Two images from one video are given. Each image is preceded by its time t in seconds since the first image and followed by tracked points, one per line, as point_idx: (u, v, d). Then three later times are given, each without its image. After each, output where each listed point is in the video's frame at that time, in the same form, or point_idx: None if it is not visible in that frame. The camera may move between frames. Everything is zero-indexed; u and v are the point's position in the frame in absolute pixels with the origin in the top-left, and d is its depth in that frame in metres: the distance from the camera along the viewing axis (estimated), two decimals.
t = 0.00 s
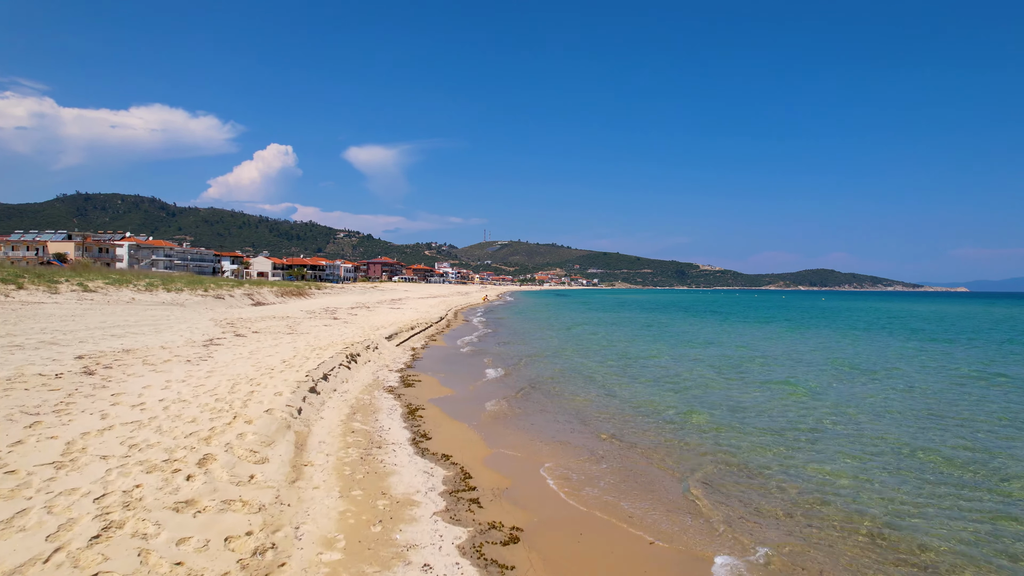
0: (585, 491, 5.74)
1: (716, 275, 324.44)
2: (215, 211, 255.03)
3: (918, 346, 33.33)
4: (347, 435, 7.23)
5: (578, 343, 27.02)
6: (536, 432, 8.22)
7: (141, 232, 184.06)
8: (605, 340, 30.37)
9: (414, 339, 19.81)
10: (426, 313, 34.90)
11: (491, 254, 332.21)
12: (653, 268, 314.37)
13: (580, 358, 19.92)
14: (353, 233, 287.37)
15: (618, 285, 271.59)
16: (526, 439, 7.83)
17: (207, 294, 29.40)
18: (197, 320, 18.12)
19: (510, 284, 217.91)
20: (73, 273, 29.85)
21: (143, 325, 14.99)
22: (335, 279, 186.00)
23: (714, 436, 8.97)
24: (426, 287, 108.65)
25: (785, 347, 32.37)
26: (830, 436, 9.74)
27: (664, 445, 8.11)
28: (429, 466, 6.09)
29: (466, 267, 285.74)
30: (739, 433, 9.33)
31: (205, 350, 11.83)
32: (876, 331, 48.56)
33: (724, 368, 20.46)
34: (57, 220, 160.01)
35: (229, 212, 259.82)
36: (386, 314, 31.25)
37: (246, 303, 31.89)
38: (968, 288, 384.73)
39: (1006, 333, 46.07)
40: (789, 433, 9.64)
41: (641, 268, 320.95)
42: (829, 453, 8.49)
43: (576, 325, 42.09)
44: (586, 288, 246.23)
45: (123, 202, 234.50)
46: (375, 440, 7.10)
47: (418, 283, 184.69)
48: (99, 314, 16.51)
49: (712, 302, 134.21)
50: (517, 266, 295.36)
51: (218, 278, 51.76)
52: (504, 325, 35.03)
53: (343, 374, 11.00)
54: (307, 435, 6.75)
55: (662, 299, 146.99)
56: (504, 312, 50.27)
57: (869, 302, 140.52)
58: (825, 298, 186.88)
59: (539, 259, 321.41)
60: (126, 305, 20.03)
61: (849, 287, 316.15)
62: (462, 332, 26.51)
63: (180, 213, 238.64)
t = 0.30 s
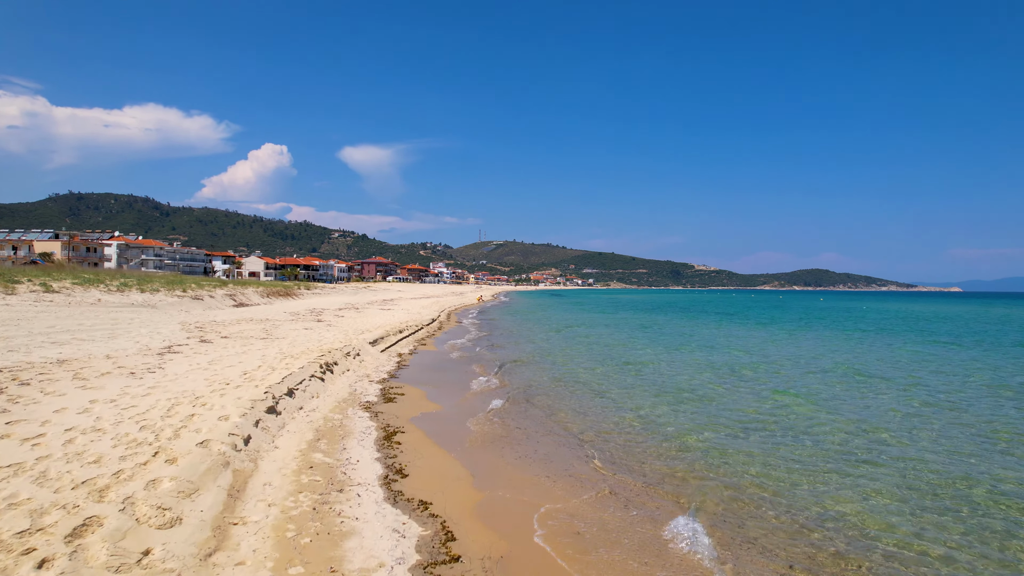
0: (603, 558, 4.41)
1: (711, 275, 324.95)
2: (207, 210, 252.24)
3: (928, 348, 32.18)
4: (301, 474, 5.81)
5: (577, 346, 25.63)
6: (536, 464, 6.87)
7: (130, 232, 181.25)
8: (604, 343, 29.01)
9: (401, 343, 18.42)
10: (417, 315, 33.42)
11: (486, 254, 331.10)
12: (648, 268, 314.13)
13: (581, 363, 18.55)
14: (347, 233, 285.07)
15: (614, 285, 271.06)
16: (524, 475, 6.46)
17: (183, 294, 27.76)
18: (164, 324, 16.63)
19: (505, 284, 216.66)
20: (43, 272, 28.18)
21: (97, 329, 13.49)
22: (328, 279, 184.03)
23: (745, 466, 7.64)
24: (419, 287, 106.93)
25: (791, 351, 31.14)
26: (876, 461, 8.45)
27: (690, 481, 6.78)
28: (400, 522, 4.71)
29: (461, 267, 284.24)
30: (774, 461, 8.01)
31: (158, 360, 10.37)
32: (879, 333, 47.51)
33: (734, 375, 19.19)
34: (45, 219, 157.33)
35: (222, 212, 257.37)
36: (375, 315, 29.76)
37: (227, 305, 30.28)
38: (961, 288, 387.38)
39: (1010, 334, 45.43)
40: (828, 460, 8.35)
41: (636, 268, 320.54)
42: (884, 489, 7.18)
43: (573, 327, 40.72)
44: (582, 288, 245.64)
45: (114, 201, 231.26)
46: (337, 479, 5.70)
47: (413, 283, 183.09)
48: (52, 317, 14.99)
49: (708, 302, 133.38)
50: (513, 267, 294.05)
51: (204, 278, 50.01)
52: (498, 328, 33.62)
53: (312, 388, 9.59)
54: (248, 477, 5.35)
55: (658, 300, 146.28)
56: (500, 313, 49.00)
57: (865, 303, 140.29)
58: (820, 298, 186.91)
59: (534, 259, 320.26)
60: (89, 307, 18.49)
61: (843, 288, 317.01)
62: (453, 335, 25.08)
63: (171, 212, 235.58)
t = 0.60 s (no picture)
0: None
1: (706, 275, 324.84)
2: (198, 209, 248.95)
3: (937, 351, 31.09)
4: (223, 541, 4.27)
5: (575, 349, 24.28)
6: (537, 514, 5.42)
7: (119, 231, 178.20)
8: (603, 345, 27.68)
9: (386, 349, 16.94)
10: (408, 317, 31.92)
11: (481, 254, 329.64)
12: (644, 268, 313.76)
13: (580, 369, 17.17)
14: (341, 233, 282.76)
15: (609, 285, 270.35)
16: (524, 533, 4.97)
17: (158, 295, 26.12)
18: (123, 327, 15.03)
19: (500, 284, 215.38)
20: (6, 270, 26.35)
21: (37, 335, 11.88)
22: (321, 279, 181.86)
23: (797, 516, 6.23)
24: (413, 287, 105.51)
25: (797, 354, 29.89)
26: (945, 500, 7.06)
27: (731, 540, 5.38)
28: None
29: (455, 267, 282.54)
30: (828, 506, 6.62)
31: (90, 373, 8.78)
32: (882, 334, 46.54)
33: (744, 382, 17.90)
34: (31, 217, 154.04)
35: (213, 211, 254.17)
36: (362, 317, 28.23)
37: (205, 307, 28.61)
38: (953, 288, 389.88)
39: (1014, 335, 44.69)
40: (888, 500, 6.96)
41: (632, 268, 320.09)
42: (970, 547, 5.80)
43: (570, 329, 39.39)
44: (577, 288, 244.62)
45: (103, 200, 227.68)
46: (269, 548, 4.19)
47: (408, 283, 181.42)
48: None
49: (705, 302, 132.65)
50: (508, 267, 292.62)
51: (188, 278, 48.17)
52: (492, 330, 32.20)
53: (268, 411, 8.07)
54: (140, 553, 3.81)
55: (654, 300, 145.42)
56: (495, 314, 47.64)
57: (861, 302, 140.01)
58: (815, 298, 186.81)
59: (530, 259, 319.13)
60: (43, 309, 16.85)
61: (837, 287, 317.95)
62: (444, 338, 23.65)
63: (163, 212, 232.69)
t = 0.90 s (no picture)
0: None
1: (701, 275, 324.77)
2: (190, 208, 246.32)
3: (948, 355, 29.94)
4: None
5: (573, 354, 22.81)
6: None
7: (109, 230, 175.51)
8: (602, 348, 26.25)
9: (368, 357, 15.44)
10: (397, 318, 30.40)
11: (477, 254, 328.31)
12: (639, 268, 313.59)
13: (580, 377, 15.72)
14: (335, 232, 280.39)
15: (604, 285, 271.00)
16: None
17: (128, 296, 24.43)
18: (71, 332, 13.37)
19: (495, 285, 213.84)
20: None
21: None
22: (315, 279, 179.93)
23: None
24: (406, 289, 103.43)
25: (805, 358, 28.60)
26: None
27: None
28: None
29: (450, 267, 281.11)
30: None
31: None
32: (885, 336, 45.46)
33: (758, 390, 16.51)
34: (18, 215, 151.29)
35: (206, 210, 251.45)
36: (347, 320, 26.64)
37: (181, 308, 26.92)
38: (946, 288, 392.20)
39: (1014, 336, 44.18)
40: (972, 563, 5.60)
41: (627, 268, 319.86)
42: None
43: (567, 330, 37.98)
44: (572, 288, 244.05)
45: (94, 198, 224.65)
46: None
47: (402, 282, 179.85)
48: None
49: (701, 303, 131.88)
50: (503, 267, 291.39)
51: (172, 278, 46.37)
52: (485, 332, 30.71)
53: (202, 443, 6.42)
54: None
55: (649, 300, 144.68)
56: (489, 315, 46.38)
57: (856, 303, 139.80)
58: (811, 298, 186.72)
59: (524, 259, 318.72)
60: None
61: (831, 287, 319.52)
62: (434, 342, 22.13)
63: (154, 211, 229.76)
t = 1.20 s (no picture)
0: None
1: (696, 275, 324.45)
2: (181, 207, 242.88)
3: (963, 360, 28.62)
4: None
5: (572, 361, 21.19)
6: None
7: (97, 228, 172.36)
8: (602, 354, 24.68)
9: (346, 367, 13.79)
10: (385, 321, 28.70)
11: (472, 254, 326.56)
12: (634, 268, 312.79)
13: (582, 389, 14.12)
14: (329, 232, 277.72)
15: (599, 286, 270.20)
16: None
17: (92, 297, 22.59)
18: None
19: (491, 285, 212.32)
20: None
21: None
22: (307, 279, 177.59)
23: None
24: (400, 289, 101.85)
25: (815, 364, 27.15)
26: None
27: None
28: None
29: (445, 266, 279.24)
30: None
31: None
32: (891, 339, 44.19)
33: (777, 404, 15.03)
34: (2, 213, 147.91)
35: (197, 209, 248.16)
36: (331, 322, 24.91)
37: (152, 310, 25.09)
38: (939, 289, 394.32)
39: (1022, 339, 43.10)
40: None
41: (622, 268, 318.98)
42: None
43: (565, 333, 36.42)
44: (568, 288, 242.91)
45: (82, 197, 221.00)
46: None
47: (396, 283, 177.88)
48: None
49: (698, 303, 130.78)
50: (498, 267, 289.72)
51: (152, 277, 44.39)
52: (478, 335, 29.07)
53: (88, 499, 4.70)
54: None
55: (646, 300, 143.50)
56: (483, 316, 44.80)
57: (853, 303, 139.20)
58: (807, 299, 186.37)
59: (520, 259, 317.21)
60: None
61: (826, 288, 319.94)
62: (422, 347, 20.45)
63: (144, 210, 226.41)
